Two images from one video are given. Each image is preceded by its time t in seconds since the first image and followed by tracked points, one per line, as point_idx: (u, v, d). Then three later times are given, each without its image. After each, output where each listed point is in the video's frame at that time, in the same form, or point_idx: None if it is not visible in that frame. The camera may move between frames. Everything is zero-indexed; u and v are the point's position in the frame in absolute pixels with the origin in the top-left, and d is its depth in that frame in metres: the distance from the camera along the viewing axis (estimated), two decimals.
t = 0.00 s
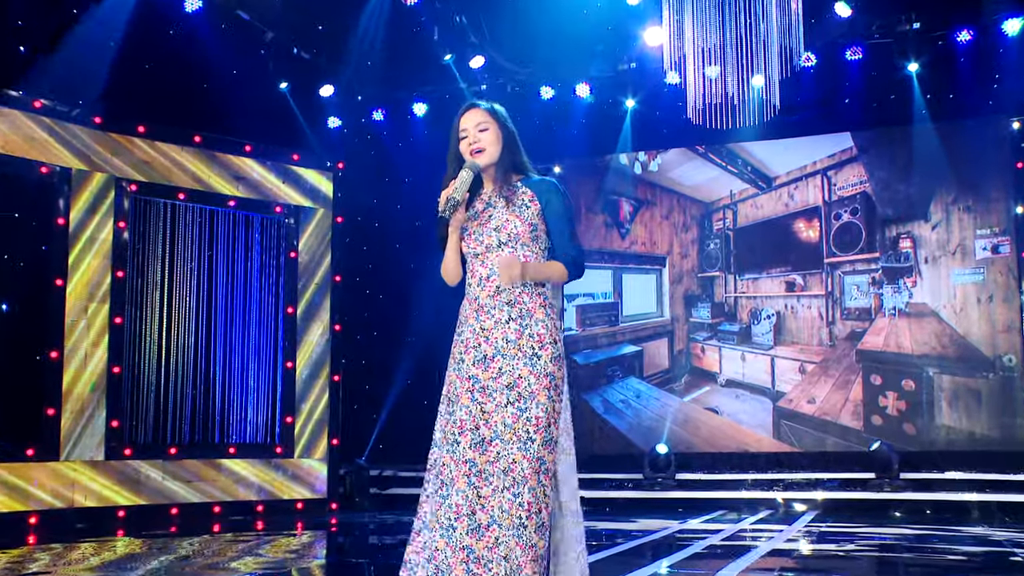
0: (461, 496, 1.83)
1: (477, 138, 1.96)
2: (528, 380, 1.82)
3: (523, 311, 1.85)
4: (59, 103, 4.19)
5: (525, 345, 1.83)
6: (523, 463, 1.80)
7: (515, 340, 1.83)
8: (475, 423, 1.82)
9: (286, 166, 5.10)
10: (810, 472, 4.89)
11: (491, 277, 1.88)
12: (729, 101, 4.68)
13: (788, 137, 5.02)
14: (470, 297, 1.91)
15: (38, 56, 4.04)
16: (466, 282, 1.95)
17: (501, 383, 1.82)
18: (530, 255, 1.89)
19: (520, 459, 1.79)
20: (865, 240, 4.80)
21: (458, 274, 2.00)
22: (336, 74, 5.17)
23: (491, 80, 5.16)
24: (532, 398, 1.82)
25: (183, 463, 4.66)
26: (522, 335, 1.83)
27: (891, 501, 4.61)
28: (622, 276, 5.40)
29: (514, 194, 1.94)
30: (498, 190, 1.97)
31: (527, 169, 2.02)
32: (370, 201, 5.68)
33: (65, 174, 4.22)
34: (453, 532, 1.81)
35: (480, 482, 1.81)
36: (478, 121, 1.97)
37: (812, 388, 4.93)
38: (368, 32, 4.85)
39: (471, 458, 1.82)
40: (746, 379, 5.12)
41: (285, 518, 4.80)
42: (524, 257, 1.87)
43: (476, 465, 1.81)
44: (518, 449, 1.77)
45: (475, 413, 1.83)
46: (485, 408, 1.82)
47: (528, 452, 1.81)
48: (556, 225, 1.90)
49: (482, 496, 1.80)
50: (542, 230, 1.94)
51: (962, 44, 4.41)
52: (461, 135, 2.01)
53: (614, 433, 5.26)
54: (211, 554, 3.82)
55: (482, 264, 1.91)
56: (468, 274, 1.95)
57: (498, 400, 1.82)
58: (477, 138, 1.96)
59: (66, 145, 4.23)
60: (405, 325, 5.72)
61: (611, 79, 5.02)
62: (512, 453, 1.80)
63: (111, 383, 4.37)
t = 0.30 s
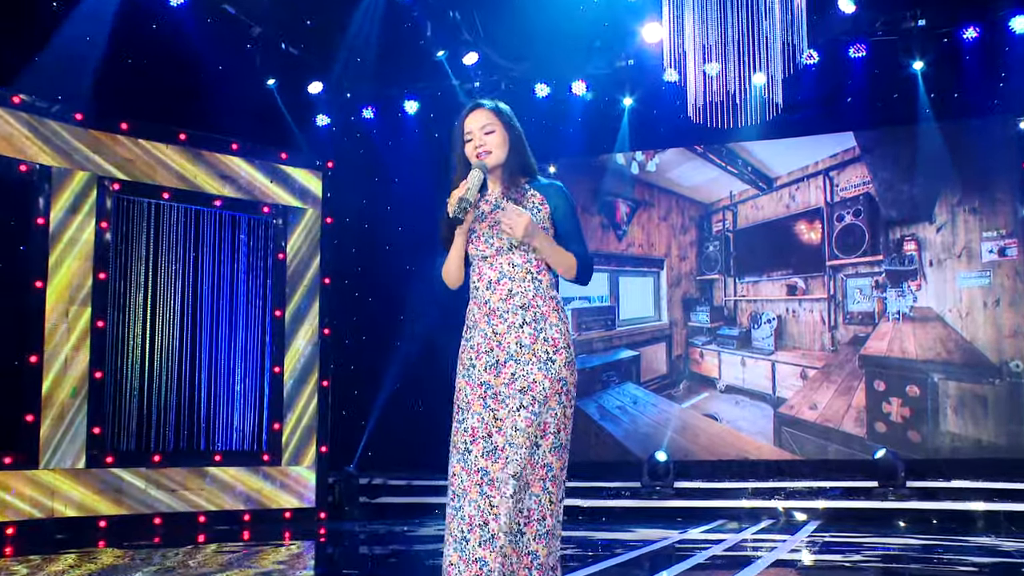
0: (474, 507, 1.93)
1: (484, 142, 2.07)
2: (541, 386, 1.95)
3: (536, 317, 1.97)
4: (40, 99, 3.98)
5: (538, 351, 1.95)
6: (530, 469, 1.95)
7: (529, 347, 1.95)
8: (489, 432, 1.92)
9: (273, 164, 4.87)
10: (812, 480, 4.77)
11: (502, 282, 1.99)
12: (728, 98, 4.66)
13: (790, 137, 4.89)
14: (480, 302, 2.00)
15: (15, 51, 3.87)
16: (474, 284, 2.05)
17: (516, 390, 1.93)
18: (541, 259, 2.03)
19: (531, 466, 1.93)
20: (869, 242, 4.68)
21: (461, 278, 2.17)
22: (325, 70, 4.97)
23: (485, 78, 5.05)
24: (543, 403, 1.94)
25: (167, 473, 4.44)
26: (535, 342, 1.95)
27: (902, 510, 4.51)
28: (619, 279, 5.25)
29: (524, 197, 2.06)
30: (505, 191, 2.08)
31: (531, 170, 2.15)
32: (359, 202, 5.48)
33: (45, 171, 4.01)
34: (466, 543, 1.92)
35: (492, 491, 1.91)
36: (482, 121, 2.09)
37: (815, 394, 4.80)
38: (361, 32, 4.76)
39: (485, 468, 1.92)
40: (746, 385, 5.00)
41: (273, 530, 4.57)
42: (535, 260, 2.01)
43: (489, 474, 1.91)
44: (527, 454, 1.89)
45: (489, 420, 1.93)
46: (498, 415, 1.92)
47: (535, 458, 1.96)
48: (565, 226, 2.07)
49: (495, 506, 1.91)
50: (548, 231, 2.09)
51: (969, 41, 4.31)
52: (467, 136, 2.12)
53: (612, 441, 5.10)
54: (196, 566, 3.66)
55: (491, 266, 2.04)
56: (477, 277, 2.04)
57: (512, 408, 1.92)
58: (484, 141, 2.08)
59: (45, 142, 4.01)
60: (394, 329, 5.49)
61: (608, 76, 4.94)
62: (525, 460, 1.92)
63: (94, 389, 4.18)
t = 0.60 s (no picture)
0: (476, 516, 1.95)
1: (490, 143, 2.09)
2: (551, 394, 1.97)
3: (547, 322, 1.99)
4: (17, 94, 3.82)
5: (548, 357, 1.98)
6: (544, 479, 1.98)
7: (539, 353, 1.97)
8: (496, 439, 1.93)
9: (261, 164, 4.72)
10: (813, 489, 4.63)
11: (510, 286, 1.99)
12: (728, 96, 4.53)
13: (790, 136, 4.77)
14: (485, 306, 2.00)
15: None
16: (480, 289, 2.03)
17: (525, 397, 1.95)
18: (547, 263, 2.07)
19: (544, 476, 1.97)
20: (871, 244, 4.55)
21: (462, 283, 2.19)
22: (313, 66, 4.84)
23: (477, 75, 4.89)
24: (552, 410, 1.97)
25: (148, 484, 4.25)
26: (546, 348, 1.98)
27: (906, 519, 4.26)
28: (614, 282, 5.10)
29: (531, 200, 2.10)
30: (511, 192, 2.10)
31: (531, 170, 2.18)
32: (347, 203, 5.31)
33: (23, 169, 3.84)
34: (469, 555, 1.94)
35: (498, 501, 1.95)
36: (486, 121, 2.10)
37: (815, 401, 4.68)
38: (357, 25, 4.64)
39: (491, 477, 1.94)
40: (745, 391, 4.86)
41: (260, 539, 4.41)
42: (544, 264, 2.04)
43: (495, 483, 1.94)
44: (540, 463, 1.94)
45: (496, 427, 1.94)
46: (505, 422, 1.94)
47: (549, 468, 1.98)
48: (568, 228, 2.12)
49: (500, 515, 1.95)
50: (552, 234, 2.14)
51: (974, 39, 4.19)
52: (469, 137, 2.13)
53: (608, 448, 4.95)
54: None
55: (497, 270, 2.03)
56: (483, 281, 2.03)
57: (522, 416, 1.94)
58: (489, 143, 2.10)
59: (22, 137, 3.84)
60: (382, 333, 5.30)
61: (605, 73, 4.77)
62: (535, 470, 1.97)
63: (73, 394, 3.99)
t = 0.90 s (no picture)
0: (487, 526, 1.90)
1: (491, 134, 2.13)
2: (553, 398, 1.96)
3: (547, 324, 1.98)
4: None
5: (550, 361, 1.96)
6: (551, 486, 1.96)
7: (540, 357, 1.95)
8: (503, 446, 1.91)
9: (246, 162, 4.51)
10: (815, 499, 4.50)
11: (509, 287, 1.97)
12: (727, 94, 4.42)
13: (789, 136, 4.65)
14: (483, 308, 1.97)
15: None
16: (477, 288, 2.01)
17: (529, 401, 1.92)
18: (546, 263, 2.07)
19: (552, 483, 1.96)
20: (873, 247, 4.44)
21: (458, 281, 2.14)
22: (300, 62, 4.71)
23: (469, 72, 4.71)
24: (554, 415, 1.96)
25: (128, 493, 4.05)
26: (546, 351, 1.96)
27: (908, 530, 4.07)
28: (609, 285, 4.97)
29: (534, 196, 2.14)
30: (512, 187, 2.12)
31: (531, 168, 2.23)
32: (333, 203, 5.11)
33: None
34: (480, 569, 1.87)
35: (507, 510, 1.91)
36: (484, 114, 2.15)
37: (816, 407, 4.56)
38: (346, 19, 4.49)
39: (499, 485, 1.91)
40: (744, 398, 4.73)
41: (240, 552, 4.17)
42: (545, 263, 2.04)
43: (503, 491, 1.90)
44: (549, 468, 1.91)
45: (500, 434, 1.91)
46: (510, 427, 1.91)
47: (555, 475, 1.97)
48: (569, 226, 2.18)
49: (509, 525, 1.91)
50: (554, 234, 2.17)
51: (979, 37, 4.06)
52: (469, 128, 2.17)
53: (602, 456, 4.82)
54: None
55: (497, 268, 2.02)
56: (482, 279, 2.01)
57: (527, 421, 1.92)
58: (490, 135, 2.13)
59: None
60: (369, 339, 5.13)
61: (600, 70, 4.63)
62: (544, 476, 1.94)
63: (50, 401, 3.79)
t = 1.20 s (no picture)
0: (471, 532, 1.88)
1: (494, 130, 2.12)
2: (547, 406, 1.89)
3: (542, 330, 1.94)
4: None
5: (544, 367, 1.91)
6: (542, 499, 1.86)
7: (534, 363, 1.91)
8: (489, 452, 1.87)
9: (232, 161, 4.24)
10: (818, 510, 4.36)
11: (504, 289, 1.96)
12: (724, 91, 4.31)
13: (792, 135, 4.52)
14: (478, 309, 1.96)
15: None
16: (474, 287, 2.00)
17: (520, 408, 1.88)
18: (546, 266, 2.05)
19: (542, 495, 1.86)
20: (878, 250, 4.31)
21: (455, 280, 2.08)
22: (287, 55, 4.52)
23: (462, 66, 4.59)
24: (548, 423, 1.89)
25: (107, 505, 3.73)
26: (541, 358, 1.92)
27: (910, 540, 3.95)
28: (606, 289, 4.82)
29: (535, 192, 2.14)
30: (514, 184, 2.13)
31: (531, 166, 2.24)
32: (319, 203, 4.92)
33: None
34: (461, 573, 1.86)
35: (492, 519, 1.86)
36: (486, 109, 2.13)
37: (819, 416, 4.43)
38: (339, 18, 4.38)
39: (484, 493, 1.87)
40: (744, 406, 4.59)
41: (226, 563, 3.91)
42: (544, 267, 2.03)
43: (489, 500, 1.86)
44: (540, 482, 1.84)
45: (489, 440, 1.88)
46: (498, 434, 1.88)
47: (548, 487, 1.87)
48: (570, 222, 2.18)
49: (493, 534, 1.87)
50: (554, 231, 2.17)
51: (987, 34, 3.89)
52: (471, 123, 2.15)
53: (598, 465, 4.66)
54: None
55: (495, 268, 2.00)
56: (480, 278, 2.00)
57: (517, 428, 1.87)
58: (493, 130, 2.12)
59: None
60: (355, 344, 4.97)
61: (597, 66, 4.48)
62: (533, 487, 1.86)
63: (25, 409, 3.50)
